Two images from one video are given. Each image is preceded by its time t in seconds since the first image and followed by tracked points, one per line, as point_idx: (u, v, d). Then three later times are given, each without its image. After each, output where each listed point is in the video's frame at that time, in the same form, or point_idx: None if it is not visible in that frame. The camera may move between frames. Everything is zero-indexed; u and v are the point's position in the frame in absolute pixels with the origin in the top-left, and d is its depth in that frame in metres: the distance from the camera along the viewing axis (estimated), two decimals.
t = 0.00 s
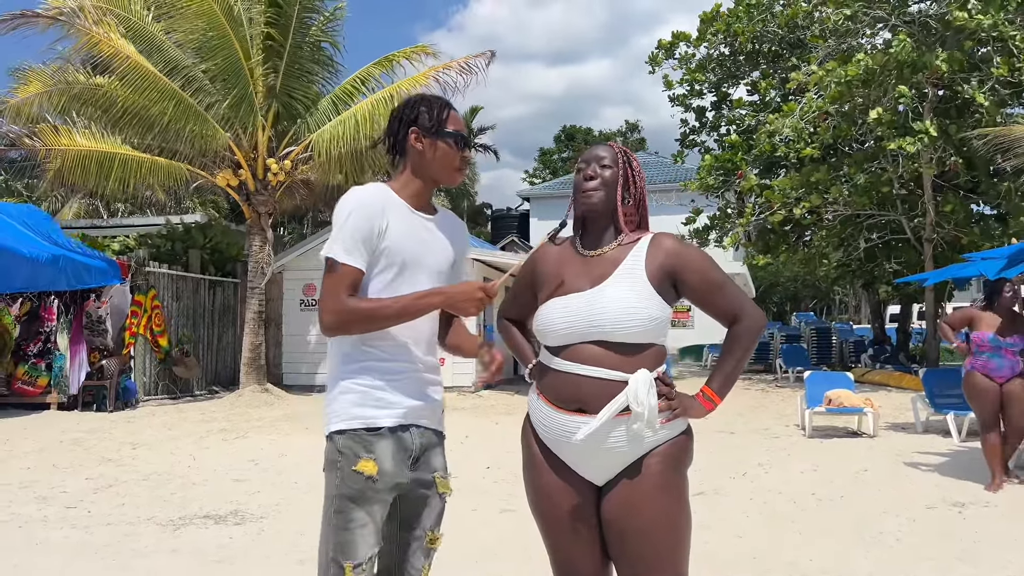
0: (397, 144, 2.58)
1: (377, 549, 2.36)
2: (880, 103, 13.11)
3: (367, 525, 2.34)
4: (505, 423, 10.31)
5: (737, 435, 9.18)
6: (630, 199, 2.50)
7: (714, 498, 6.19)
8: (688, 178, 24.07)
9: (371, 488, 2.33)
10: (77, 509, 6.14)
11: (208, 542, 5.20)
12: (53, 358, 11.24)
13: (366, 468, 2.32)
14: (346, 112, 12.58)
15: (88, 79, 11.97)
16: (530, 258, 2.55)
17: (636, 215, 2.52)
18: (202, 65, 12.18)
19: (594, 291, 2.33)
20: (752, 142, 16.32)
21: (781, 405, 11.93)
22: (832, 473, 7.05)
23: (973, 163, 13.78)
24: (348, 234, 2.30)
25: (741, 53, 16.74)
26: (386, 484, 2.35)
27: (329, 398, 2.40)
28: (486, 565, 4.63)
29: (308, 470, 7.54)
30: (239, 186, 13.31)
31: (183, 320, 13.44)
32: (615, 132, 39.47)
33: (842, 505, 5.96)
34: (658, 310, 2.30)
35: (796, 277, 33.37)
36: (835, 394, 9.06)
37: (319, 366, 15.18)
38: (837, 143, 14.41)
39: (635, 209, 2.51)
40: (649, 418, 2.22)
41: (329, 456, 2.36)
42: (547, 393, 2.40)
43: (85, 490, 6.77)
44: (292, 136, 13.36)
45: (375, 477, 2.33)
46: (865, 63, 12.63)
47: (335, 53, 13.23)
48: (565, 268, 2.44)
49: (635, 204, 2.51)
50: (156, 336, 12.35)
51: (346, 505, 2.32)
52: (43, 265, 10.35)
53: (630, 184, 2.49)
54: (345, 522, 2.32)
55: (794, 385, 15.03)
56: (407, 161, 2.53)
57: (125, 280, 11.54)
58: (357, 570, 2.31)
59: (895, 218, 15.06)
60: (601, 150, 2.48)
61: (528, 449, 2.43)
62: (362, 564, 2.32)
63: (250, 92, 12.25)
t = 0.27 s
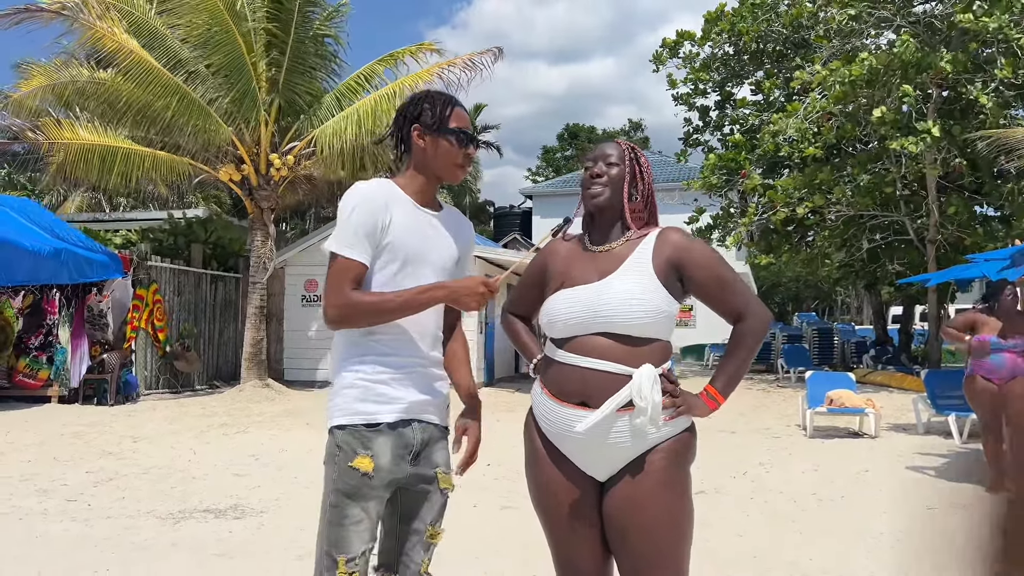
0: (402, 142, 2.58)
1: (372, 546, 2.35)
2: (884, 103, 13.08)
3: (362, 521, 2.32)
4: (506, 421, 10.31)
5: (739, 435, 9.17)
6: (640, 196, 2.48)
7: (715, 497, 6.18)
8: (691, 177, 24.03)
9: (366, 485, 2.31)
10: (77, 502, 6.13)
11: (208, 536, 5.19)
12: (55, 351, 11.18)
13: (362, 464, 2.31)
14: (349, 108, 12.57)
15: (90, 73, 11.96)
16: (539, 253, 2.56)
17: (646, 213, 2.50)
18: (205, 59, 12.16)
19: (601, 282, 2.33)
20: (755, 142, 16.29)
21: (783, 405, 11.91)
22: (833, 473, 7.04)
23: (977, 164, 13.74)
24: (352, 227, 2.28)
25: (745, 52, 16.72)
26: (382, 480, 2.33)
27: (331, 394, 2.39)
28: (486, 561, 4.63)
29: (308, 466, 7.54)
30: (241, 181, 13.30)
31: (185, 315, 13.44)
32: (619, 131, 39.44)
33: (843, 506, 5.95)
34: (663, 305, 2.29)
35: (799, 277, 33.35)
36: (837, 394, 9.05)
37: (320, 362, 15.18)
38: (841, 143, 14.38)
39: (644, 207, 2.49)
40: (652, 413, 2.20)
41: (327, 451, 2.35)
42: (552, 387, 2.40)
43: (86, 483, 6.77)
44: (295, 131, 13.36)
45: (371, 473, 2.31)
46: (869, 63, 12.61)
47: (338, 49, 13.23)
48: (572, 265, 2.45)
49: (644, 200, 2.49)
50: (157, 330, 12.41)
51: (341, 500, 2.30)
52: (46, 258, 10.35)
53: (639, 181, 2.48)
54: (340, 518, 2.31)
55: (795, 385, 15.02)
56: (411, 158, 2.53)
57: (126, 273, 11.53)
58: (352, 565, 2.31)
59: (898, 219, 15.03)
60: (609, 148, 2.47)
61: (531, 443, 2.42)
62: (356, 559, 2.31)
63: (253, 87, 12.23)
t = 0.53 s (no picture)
0: (407, 139, 2.58)
1: (374, 540, 2.36)
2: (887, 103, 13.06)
3: (365, 516, 2.34)
4: (506, 417, 10.32)
5: (738, 433, 9.18)
6: (645, 195, 2.47)
7: (714, 495, 6.18)
8: (693, 176, 24.01)
9: (370, 480, 2.32)
10: (77, 494, 6.15)
11: (207, 529, 5.21)
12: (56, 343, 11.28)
13: (366, 459, 2.31)
14: (351, 103, 12.57)
15: (94, 66, 11.96)
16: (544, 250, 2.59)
17: (652, 211, 2.50)
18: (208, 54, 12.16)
19: (604, 277, 2.35)
20: (758, 141, 16.28)
21: (783, 404, 11.92)
22: (832, 473, 7.04)
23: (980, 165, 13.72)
24: (360, 222, 2.29)
25: (749, 51, 16.70)
26: (386, 475, 2.34)
27: (333, 389, 2.39)
28: (485, 557, 4.64)
29: (308, 460, 7.55)
30: (243, 176, 13.30)
31: (186, 309, 13.45)
32: (621, 128, 39.42)
33: (842, 505, 5.96)
34: (664, 301, 2.30)
35: (800, 276, 33.33)
36: (837, 394, 9.06)
37: (321, 357, 15.19)
38: (844, 143, 14.37)
39: (649, 205, 2.49)
40: (650, 408, 2.20)
41: (331, 446, 2.36)
42: (552, 383, 2.42)
43: (86, 475, 6.79)
44: (298, 126, 13.37)
45: (375, 469, 2.32)
46: (872, 63, 12.60)
47: (341, 44, 13.21)
48: (575, 264, 2.47)
49: (649, 199, 2.49)
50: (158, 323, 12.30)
51: (344, 495, 2.31)
52: (48, 251, 10.36)
53: (643, 180, 2.47)
54: (344, 512, 2.32)
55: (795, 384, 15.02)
56: (415, 155, 2.54)
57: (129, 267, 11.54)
58: (354, 559, 2.33)
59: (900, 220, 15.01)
60: (612, 148, 2.48)
61: (532, 437, 2.44)
62: (358, 553, 2.33)
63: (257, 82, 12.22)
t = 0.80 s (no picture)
0: (412, 133, 2.58)
1: (378, 535, 2.36)
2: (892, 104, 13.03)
3: (370, 511, 2.33)
4: (507, 414, 10.32)
5: (740, 432, 9.17)
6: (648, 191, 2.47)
7: (715, 494, 6.18)
8: (697, 175, 23.98)
9: (376, 475, 2.32)
10: (78, 486, 6.16)
11: (208, 523, 5.22)
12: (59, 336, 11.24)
13: (372, 454, 2.31)
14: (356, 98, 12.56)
15: (98, 59, 11.97)
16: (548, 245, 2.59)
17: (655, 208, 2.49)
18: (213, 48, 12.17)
19: (606, 274, 2.35)
20: (762, 140, 16.25)
21: (784, 404, 11.90)
22: (833, 473, 7.04)
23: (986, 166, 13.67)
24: (367, 215, 2.28)
25: (754, 50, 16.68)
26: (392, 470, 2.34)
27: (338, 383, 2.38)
28: (486, 553, 4.64)
29: (309, 455, 7.56)
30: (247, 170, 13.30)
31: (188, 303, 13.47)
32: (625, 127, 39.38)
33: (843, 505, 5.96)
34: (667, 298, 2.29)
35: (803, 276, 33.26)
36: (839, 394, 9.05)
37: (323, 352, 15.20)
38: (848, 144, 14.34)
39: (653, 202, 2.48)
40: (651, 405, 2.21)
41: (336, 440, 2.35)
42: (554, 378, 2.42)
43: (88, 467, 6.80)
44: (302, 121, 13.38)
45: (381, 463, 2.32)
46: (878, 63, 12.57)
47: (345, 40, 13.20)
48: (578, 260, 2.46)
49: (652, 196, 2.49)
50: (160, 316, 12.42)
51: (350, 489, 2.31)
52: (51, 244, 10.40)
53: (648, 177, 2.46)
54: (349, 507, 2.31)
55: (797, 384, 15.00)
56: (420, 149, 2.54)
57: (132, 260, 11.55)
58: (358, 555, 2.32)
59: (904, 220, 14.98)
60: (617, 144, 2.47)
61: (533, 432, 2.44)
62: (362, 549, 2.32)
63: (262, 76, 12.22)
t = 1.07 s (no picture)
0: (418, 127, 2.57)
1: (384, 530, 2.36)
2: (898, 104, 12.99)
3: (377, 507, 2.34)
4: (509, 411, 10.32)
5: (742, 432, 9.17)
6: (653, 187, 2.47)
7: (717, 493, 6.19)
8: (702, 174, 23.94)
9: (384, 470, 2.33)
10: (82, 479, 6.18)
11: (211, 516, 5.23)
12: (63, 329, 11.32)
13: (380, 449, 2.32)
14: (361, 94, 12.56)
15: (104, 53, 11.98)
16: (552, 242, 2.58)
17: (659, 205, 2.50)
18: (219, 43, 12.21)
19: (613, 272, 2.34)
20: (767, 139, 16.22)
21: (787, 404, 11.89)
22: (836, 473, 7.03)
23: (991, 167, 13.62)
24: (374, 209, 2.29)
25: (760, 49, 16.64)
26: (399, 465, 2.35)
27: (344, 378, 2.39)
28: (488, 550, 4.65)
29: (312, 450, 7.57)
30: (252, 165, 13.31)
31: (192, 297, 13.50)
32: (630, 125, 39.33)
33: (845, 505, 5.96)
34: (674, 297, 2.30)
35: (808, 276, 33.20)
36: (842, 394, 9.04)
37: (326, 348, 15.22)
38: (853, 144, 14.31)
39: (657, 199, 2.49)
40: (659, 402, 2.21)
41: (343, 434, 2.35)
42: (559, 375, 2.42)
43: (91, 460, 6.82)
44: (307, 117, 13.39)
45: (388, 459, 2.33)
46: (885, 63, 12.53)
47: (350, 36, 13.19)
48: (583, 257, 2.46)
49: (657, 192, 2.49)
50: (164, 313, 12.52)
51: (357, 485, 2.31)
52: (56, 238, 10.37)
53: (653, 173, 2.47)
54: (355, 503, 2.32)
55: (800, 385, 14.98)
56: (425, 144, 2.53)
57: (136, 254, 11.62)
58: (363, 551, 2.33)
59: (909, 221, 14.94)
60: (623, 141, 2.46)
61: (538, 427, 2.45)
62: (367, 544, 2.33)
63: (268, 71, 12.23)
